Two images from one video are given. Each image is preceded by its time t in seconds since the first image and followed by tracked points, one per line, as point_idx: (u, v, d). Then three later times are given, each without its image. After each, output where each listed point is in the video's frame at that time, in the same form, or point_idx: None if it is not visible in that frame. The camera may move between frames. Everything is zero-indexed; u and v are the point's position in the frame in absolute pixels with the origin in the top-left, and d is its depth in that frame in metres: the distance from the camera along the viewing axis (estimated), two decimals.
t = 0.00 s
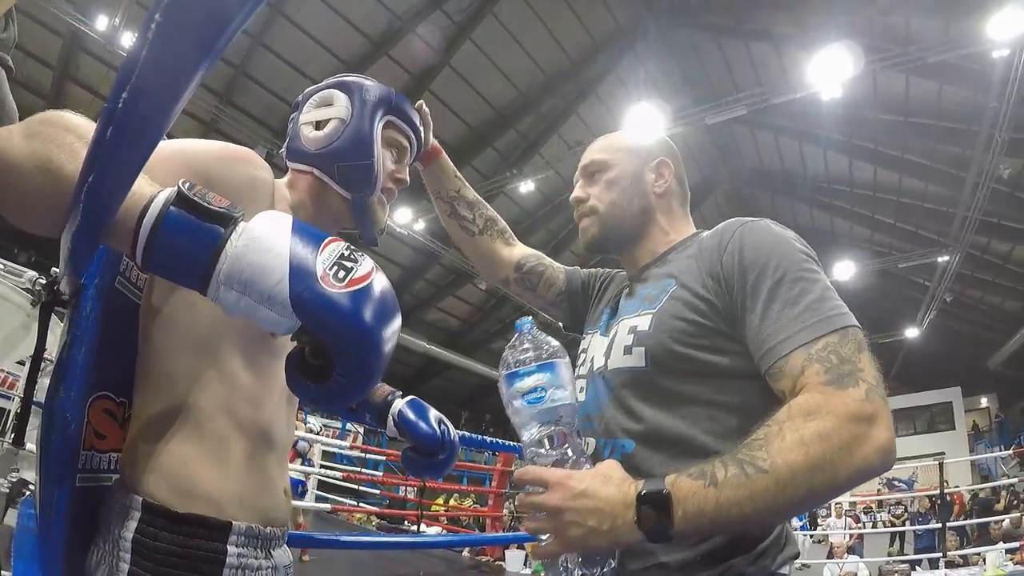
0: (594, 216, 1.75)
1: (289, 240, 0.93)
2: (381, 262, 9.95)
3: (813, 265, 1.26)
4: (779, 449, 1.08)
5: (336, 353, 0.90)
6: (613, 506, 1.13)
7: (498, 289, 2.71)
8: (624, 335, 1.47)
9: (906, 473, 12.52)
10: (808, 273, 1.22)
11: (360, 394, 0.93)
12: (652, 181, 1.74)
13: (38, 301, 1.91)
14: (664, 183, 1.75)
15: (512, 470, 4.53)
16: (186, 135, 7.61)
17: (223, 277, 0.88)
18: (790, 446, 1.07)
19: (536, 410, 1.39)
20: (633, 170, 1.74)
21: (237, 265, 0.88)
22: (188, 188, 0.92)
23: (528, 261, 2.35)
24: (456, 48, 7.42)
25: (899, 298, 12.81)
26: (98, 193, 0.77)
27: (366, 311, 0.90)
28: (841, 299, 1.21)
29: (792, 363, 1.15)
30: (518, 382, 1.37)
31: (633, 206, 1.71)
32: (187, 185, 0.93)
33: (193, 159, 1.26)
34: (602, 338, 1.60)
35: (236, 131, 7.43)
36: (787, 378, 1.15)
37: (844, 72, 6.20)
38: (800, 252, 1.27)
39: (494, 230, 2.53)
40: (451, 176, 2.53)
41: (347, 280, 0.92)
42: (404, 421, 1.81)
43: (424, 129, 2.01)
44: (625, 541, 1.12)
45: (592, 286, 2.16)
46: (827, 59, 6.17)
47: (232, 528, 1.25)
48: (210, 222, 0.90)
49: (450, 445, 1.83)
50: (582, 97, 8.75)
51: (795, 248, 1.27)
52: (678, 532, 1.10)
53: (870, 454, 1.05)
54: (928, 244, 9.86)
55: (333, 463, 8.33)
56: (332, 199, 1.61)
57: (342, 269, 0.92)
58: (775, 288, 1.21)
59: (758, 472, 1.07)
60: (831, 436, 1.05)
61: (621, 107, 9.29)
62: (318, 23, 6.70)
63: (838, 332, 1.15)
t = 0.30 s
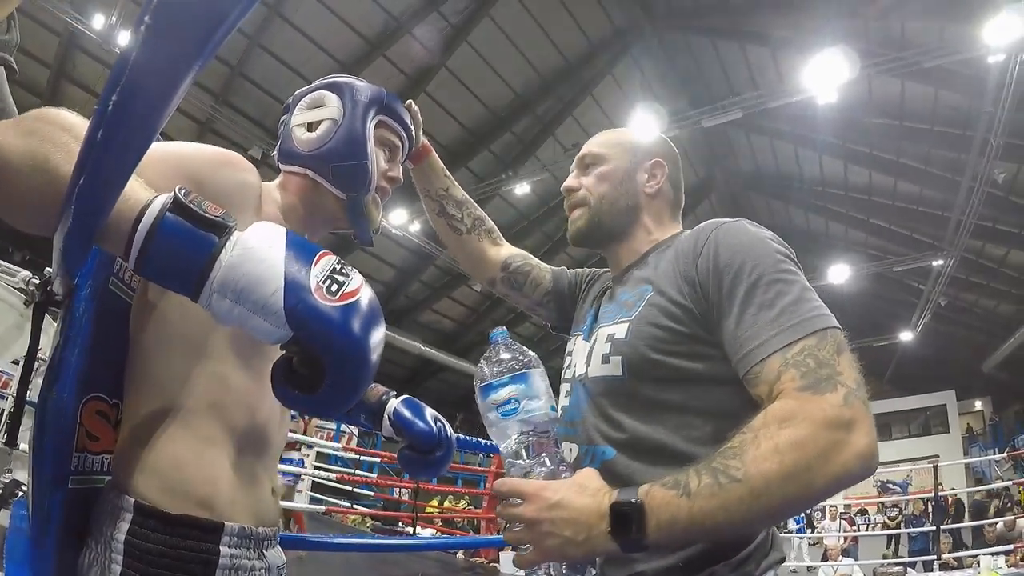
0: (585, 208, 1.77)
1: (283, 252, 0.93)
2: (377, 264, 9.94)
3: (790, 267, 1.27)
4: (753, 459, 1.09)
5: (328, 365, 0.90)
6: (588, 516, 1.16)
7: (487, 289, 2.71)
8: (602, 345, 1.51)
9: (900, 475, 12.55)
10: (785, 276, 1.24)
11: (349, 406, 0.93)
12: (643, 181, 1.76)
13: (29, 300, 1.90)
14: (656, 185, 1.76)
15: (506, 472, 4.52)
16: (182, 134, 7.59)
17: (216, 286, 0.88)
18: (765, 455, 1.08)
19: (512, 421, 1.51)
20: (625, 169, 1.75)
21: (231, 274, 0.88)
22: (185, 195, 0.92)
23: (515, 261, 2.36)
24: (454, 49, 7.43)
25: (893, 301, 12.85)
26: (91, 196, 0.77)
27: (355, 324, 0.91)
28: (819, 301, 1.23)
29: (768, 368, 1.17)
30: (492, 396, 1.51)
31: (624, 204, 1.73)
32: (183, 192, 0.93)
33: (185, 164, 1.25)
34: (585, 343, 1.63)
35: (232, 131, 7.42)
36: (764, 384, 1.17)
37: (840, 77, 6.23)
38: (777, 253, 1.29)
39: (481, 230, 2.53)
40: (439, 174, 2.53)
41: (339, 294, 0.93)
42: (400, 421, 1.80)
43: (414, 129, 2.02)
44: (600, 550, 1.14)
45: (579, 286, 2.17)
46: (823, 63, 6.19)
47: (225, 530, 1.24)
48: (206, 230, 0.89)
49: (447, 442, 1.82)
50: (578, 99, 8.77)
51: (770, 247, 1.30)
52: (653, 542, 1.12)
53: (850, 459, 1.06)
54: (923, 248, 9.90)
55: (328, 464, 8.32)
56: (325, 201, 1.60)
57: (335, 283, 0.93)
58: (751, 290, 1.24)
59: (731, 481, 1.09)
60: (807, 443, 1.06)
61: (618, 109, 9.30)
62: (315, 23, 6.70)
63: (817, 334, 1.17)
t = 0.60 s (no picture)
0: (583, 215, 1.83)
1: (302, 248, 0.94)
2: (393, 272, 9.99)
3: (796, 263, 1.29)
4: (754, 465, 1.12)
5: (354, 358, 0.93)
6: (590, 522, 1.22)
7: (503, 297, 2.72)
8: (612, 352, 1.53)
9: (923, 478, 12.37)
10: (791, 274, 1.26)
11: (374, 400, 0.98)
12: (646, 183, 1.80)
13: (51, 312, 1.94)
14: (659, 186, 1.80)
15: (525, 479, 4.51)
16: (197, 146, 7.67)
17: (238, 285, 0.89)
18: (766, 461, 1.11)
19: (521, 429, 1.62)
20: (626, 173, 1.80)
21: (252, 274, 0.89)
22: (199, 200, 0.94)
23: (529, 267, 2.37)
24: (465, 57, 7.47)
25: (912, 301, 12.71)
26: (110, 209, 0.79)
27: (380, 316, 0.94)
28: (827, 296, 1.24)
29: (774, 370, 1.18)
30: (504, 404, 1.63)
31: (628, 206, 1.77)
32: (198, 197, 0.94)
33: (201, 179, 1.27)
34: (597, 350, 1.64)
35: (248, 142, 7.49)
36: (770, 387, 1.19)
37: (853, 77, 6.18)
38: (782, 252, 1.31)
39: (494, 237, 2.54)
40: (450, 183, 2.55)
41: (361, 285, 0.95)
42: (420, 431, 1.80)
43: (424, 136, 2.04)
44: (602, 557, 1.20)
45: (594, 289, 2.18)
46: (835, 64, 6.16)
47: (245, 537, 1.26)
48: (223, 233, 0.91)
49: (467, 451, 1.84)
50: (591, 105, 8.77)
51: (776, 246, 1.32)
52: (654, 549, 1.17)
53: (858, 464, 1.07)
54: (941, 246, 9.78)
55: (347, 473, 8.36)
56: (338, 209, 1.62)
57: (356, 275, 0.95)
58: (757, 290, 1.26)
59: (732, 488, 1.12)
60: (811, 449, 1.08)
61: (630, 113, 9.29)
62: (327, 34, 6.76)
63: (823, 334, 1.18)
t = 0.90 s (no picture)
0: (587, 248, 1.93)
1: (326, 271, 0.96)
2: (411, 287, 10.04)
3: (813, 274, 1.32)
4: (769, 476, 1.14)
5: (376, 379, 0.96)
6: (605, 533, 1.22)
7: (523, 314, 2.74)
8: (634, 367, 1.57)
9: (950, 486, 12.13)
10: (807, 285, 1.28)
11: (396, 417, 1.02)
12: (642, 210, 1.87)
13: (77, 330, 1.99)
14: (656, 209, 1.87)
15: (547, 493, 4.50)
16: (218, 165, 7.80)
17: (260, 306, 0.91)
18: (781, 472, 1.13)
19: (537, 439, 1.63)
20: (620, 200, 1.89)
21: (274, 296, 0.91)
22: (222, 222, 0.96)
23: (551, 284, 2.38)
24: (479, 72, 7.54)
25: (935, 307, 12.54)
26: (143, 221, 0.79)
27: (403, 337, 0.96)
28: (843, 307, 1.26)
29: (791, 382, 1.21)
30: (521, 414, 1.64)
31: (628, 233, 1.85)
32: (221, 219, 0.96)
33: (221, 198, 1.30)
34: (619, 364, 1.70)
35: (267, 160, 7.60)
36: (787, 399, 1.22)
37: (868, 80, 6.14)
38: (800, 263, 1.33)
39: (516, 256, 2.58)
40: (471, 203, 2.57)
41: (383, 306, 0.97)
42: (442, 442, 1.81)
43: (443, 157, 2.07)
44: (616, 568, 1.20)
45: (615, 307, 2.18)
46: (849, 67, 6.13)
47: (268, 554, 1.27)
48: (246, 254, 0.93)
49: (489, 462, 1.85)
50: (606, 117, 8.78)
51: (795, 257, 1.35)
52: (669, 560, 1.17)
53: (875, 476, 1.08)
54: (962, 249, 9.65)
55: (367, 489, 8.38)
56: (351, 227, 1.64)
57: (377, 296, 0.97)
58: (773, 303, 1.29)
59: (747, 500, 1.14)
60: (827, 460, 1.10)
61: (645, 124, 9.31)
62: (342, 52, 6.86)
63: (840, 345, 1.20)
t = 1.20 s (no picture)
0: (587, 256, 1.91)
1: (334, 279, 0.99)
2: (422, 291, 10.06)
3: (816, 277, 1.31)
4: (778, 489, 1.13)
5: (379, 398, 0.93)
6: (615, 547, 1.21)
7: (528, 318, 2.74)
8: (639, 380, 1.58)
9: (963, 490, 12.02)
10: (811, 289, 1.27)
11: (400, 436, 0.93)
12: (642, 208, 1.88)
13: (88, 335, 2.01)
14: (655, 208, 1.88)
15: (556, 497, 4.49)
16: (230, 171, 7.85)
17: (265, 316, 0.91)
18: (791, 485, 1.12)
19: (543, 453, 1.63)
20: (620, 201, 1.89)
21: (278, 306, 0.91)
22: (229, 230, 0.97)
23: (553, 286, 2.38)
24: (489, 77, 7.56)
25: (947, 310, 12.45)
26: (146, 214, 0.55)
27: (408, 351, 0.94)
28: (850, 310, 1.26)
29: (798, 390, 1.20)
30: (526, 430, 1.63)
31: (630, 233, 1.85)
32: (228, 227, 0.98)
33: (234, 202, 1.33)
34: (623, 373, 1.71)
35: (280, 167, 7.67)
36: (794, 408, 1.21)
37: (879, 83, 6.11)
38: (803, 268, 1.33)
39: (518, 257, 2.58)
40: (474, 202, 2.57)
41: (388, 320, 0.96)
42: (450, 447, 1.80)
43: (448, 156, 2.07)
44: None
45: (617, 310, 2.18)
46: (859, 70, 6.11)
47: (275, 557, 1.26)
48: (252, 263, 0.94)
49: (498, 468, 1.84)
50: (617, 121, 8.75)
51: (797, 262, 1.34)
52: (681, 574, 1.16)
53: (885, 485, 1.09)
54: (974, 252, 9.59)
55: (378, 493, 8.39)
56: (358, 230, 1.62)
57: (383, 310, 0.97)
58: (778, 309, 1.28)
59: (757, 512, 1.13)
60: (836, 472, 1.09)
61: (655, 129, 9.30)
62: (353, 59, 6.89)
63: (847, 351, 1.19)
